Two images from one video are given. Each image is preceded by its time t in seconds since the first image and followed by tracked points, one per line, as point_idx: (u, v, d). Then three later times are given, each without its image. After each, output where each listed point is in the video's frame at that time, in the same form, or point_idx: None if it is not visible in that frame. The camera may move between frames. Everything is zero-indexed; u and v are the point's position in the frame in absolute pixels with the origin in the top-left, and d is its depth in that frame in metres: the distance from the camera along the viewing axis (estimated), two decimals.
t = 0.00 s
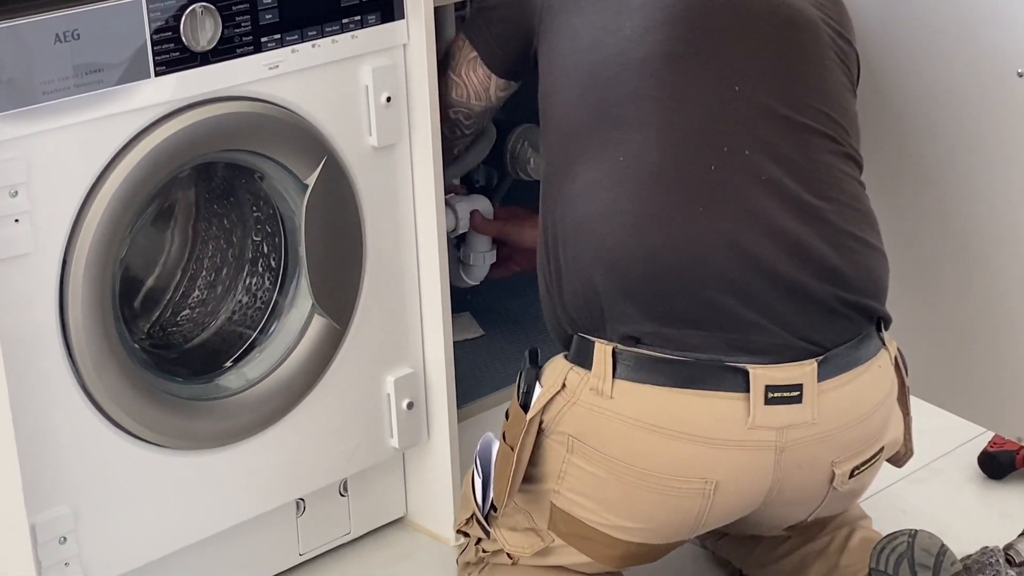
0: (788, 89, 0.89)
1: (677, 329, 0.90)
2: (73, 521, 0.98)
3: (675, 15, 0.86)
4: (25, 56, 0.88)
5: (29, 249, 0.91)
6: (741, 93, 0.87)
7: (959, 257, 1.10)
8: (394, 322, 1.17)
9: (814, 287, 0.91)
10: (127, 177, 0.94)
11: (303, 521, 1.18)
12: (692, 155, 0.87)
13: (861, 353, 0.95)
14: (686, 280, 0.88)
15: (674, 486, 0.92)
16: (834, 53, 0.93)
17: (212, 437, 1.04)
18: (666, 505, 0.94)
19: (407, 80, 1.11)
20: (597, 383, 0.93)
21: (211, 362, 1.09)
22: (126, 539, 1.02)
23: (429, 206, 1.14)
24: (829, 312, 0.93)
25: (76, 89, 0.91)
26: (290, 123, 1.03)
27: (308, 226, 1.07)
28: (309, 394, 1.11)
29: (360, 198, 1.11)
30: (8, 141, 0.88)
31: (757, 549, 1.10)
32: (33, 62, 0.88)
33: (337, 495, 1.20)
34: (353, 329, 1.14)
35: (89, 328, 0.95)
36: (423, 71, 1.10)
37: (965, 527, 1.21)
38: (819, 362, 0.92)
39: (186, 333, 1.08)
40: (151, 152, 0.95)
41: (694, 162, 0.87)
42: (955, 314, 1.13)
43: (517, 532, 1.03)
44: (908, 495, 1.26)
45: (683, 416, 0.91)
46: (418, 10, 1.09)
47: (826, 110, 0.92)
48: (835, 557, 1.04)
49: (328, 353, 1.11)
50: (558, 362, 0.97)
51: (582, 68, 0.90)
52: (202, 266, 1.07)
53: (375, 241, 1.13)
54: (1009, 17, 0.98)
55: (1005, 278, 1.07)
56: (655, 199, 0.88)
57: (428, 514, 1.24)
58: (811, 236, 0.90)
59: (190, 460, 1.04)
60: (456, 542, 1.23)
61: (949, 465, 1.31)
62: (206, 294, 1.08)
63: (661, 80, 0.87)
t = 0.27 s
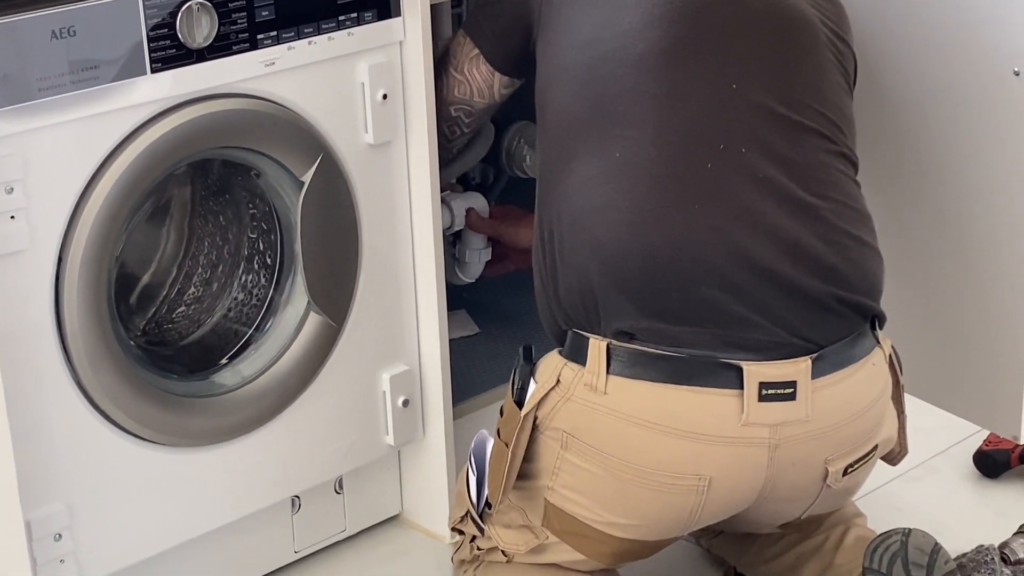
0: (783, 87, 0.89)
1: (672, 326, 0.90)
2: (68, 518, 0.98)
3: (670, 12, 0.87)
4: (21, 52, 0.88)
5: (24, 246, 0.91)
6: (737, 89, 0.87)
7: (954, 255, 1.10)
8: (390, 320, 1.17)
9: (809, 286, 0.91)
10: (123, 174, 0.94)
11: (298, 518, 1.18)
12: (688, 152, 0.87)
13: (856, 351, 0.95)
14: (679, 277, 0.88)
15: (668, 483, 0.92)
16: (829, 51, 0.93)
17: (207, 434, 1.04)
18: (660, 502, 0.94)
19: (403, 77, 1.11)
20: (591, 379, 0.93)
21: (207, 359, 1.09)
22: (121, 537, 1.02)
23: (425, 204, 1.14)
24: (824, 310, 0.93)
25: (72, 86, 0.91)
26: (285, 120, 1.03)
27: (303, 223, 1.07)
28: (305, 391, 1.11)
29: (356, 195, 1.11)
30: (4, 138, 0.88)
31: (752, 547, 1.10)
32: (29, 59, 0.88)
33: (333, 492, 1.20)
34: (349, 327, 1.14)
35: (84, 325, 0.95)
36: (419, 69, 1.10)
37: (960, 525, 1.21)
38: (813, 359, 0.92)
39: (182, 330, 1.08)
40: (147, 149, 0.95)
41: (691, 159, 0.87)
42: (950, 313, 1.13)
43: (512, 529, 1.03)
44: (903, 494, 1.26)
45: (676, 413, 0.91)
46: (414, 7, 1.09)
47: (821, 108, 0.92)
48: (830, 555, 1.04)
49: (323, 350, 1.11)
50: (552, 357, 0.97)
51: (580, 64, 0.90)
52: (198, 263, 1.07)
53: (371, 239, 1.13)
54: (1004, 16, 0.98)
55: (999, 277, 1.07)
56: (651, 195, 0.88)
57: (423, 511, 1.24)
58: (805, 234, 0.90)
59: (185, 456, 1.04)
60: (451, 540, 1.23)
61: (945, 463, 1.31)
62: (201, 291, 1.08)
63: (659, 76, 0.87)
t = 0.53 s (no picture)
0: (778, 84, 0.89)
1: (665, 321, 0.90)
2: (61, 512, 0.98)
3: (666, 6, 0.86)
4: (13, 45, 0.87)
5: (16, 240, 0.90)
6: (733, 85, 0.87)
7: (948, 253, 1.10)
8: (384, 315, 1.17)
9: (804, 283, 0.91)
10: (115, 167, 0.94)
11: (291, 513, 1.18)
12: (682, 148, 0.87)
13: (849, 348, 0.95)
14: (672, 273, 0.88)
15: (660, 478, 0.92)
16: (826, 48, 0.93)
17: (199, 429, 1.04)
18: (652, 498, 0.94)
19: (397, 72, 1.11)
20: (584, 374, 0.93)
21: (200, 353, 1.09)
22: (114, 532, 1.02)
23: (419, 199, 1.14)
24: (817, 308, 0.92)
25: (65, 79, 0.90)
26: (279, 114, 1.03)
27: (297, 218, 1.07)
28: (298, 386, 1.11)
29: (350, 190, 1.11)
30: None
31: (744, 543, 1.10)
32: (22, 52, 0.88)
33: (326, 487, 1.20)
34: (342, 322, 1.13)
35: (76, 320, 0.94)
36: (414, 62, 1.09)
37: (953, 522, 1.21)
38: (806, 356, 0.92)
39: (175, 324, 1.07)
40: (140, 142, 0.95)
41: (685, 155, 0.87)
42: (944, 309, 1.13)
43: (504, 524, 1.03)
44: (896, 490, 1.26)
45: (669, 407, 0.91)
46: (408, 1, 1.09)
47: (816, 106, 0.92)
48: (823, 551, 1.04)
49: (317, 345, 1.11)
50: (545, 352, 0.97)
51: (576, 58, 0.90)
52: (191, 257, 1.07)
53: (365, 233, 1.13)
54: (999, 12, 0.98)
55: (991, 275, 1.07)
56: (644, 191, 0.88)
57: (416, 506, 1.24)
58: (799, 231, 0.90)
59: (178, 451, 1.04)
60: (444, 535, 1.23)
61: (938, 460, 1.31)
62: (194, 286, 1.08)
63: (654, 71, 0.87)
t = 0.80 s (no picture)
0: (771, 78, 0.89)
1: (657, 315, 0.90)
2: (50, 503, 0.98)
3: None
4: (4, 34, 0.86)
5: (6, 230, 0.90)
6: (726, 79, 0.87)
7: (939, 247, 1.10)
8: (375, 307, 1.16)
9: (796, 277, 0.90)
10: (107, 158, 0.93)
11: (282, 505, 1.18)
12: (674, 142, 0.87)
13: (840, 342, 0.95)
14: (663, 267, 0.88)
15: (650, 472, 0.92)
16: (820, 43, 0.93)
17: (189, 421, 1.04)
18: (642, 492, 0.94)
19: (388, 63, 1.11)
20: (575, 367, 0.93)
21: (190, 345, 1.09)
22: (103, 524, 1.02)
23: (411, 191, 1.13)
24: (809, 303, 0.92)
25: (54, 68, 0.90)
26: (271, 106, 1.03)
27: (288, 210, 1.06)
28: (289, 378, 1.11)
29: (341, 182, 1.11)
30: None
31: (735, 536, 1.10)
32: (12, 42, 0.87)
33: (316, 480, 1.20)
34: (333, 314, 1.13)
35: (66, 311, 0.94)
36: (408, 56, 1.09)
37: (943, 516, 1.21)
38: (797, 350, 0.92)
39: (165, 316, 1.07)
40: (130, 133, 0.94)
41: (675, 149, 0.87)
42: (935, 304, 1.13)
43: (495, 517, 1.03)
44: (887, 484, 1.27)
45: (660, 401, 0.91)
46: None
47: (808, 100, 0.91)
48: (813, 545, 1.04)
49: (308, 337, 1.11)
50: (537, 345, 0.97)
51: (569, 51, 0.90)
52: (182, 249, 1.07)
53: (357, 226, 1.13)
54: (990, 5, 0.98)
55: (982, 271, 1.07)
56: (635, 184, 0.87)
57: (407, 499, 1.24)
58: (791, 225, 0.90)
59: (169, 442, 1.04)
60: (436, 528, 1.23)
61: (929, 454, 1.32)
62: (185, 278, 1.08)
63: (646, 65, 0.86)
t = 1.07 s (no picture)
0: (763, 75, 0.89)
1: (648, 313, 0.90)
2: (38, 499, 0.97)
3: None
4: None
5: None
6: (718, 76, 0.87)
7: (930, 244, 1.10)
8: (366, 303, 1.16)
9: (788, 276, 0.90)
10: (98, 152, 0.93)
11: (273, 501, 1.17)
12: (666, 139, 0.87)
13: (833, 343, 0.95)
14: (655, 267, 0.88)
15: (642, 472, 0.92)
16: (812, 41, 0.93)
17: (180, 416, 1.04)
18: (634, 491, 0.94)
19: (380, 59, 1.11)
20: (567, 367, 0.93)
21: (181, 341, 1.09)
22: (92, 519, 1.01)
23: (402, 186, 1.13)
24: (801, 302, 0.93)
25: (46, 63, 0.90)
26: (263, 100, 1.02)
27: (279, 205, 1.06)
28: (280, 373, 1.11)
29: (333, 177, 1.11)
30: None
31: (726, 533, 1.11)
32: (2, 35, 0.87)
33: (307, 475, 1.20)
34: (325, 310, 1.13)
35: (57, 306, 0.94)
36: (399, 52, 1.09)
37: (933, 513, 1.21)
38: (790, 351, 0.92)
39: (156, 310, 1.07)
40: (121, 127, 0.94)
41: (667, 146, 0.87)
42: (926, 300, 1.13)
43: (486, 515, 1.03)
44: (877, 481, 1.27)
45: (652, 401, 0.91)
46: None
47: (801, 98, 0.92)
48: (803, 542, 1.04)
49: (299, 333, 1.11)
50: (529, 344, 0.97)
51: (562, 47, 0.90)
52: (172, 244, 1.07)
53: (348, 223, 1.13)
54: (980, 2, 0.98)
55: (973, 269, 1.07)
56: (627, 181, 0.87)
57: (398, 495, 1.24)
58: (784, 223, 0.90)
59: (160, 437, 1.04)
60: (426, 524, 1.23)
61: (919, 451, 1.32)
62: (176, 272, 1.08)
63: (639, 61, 0.86)
